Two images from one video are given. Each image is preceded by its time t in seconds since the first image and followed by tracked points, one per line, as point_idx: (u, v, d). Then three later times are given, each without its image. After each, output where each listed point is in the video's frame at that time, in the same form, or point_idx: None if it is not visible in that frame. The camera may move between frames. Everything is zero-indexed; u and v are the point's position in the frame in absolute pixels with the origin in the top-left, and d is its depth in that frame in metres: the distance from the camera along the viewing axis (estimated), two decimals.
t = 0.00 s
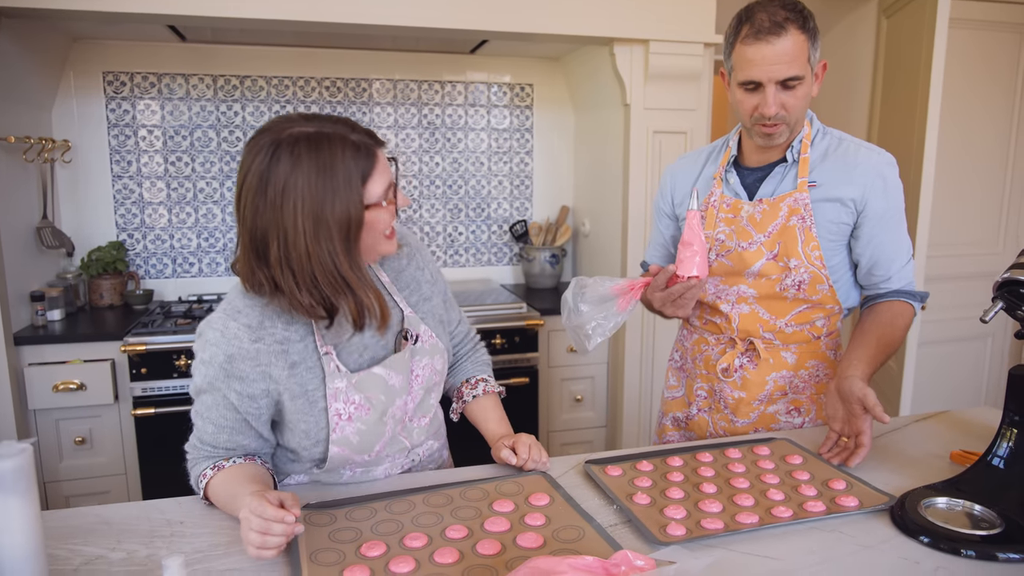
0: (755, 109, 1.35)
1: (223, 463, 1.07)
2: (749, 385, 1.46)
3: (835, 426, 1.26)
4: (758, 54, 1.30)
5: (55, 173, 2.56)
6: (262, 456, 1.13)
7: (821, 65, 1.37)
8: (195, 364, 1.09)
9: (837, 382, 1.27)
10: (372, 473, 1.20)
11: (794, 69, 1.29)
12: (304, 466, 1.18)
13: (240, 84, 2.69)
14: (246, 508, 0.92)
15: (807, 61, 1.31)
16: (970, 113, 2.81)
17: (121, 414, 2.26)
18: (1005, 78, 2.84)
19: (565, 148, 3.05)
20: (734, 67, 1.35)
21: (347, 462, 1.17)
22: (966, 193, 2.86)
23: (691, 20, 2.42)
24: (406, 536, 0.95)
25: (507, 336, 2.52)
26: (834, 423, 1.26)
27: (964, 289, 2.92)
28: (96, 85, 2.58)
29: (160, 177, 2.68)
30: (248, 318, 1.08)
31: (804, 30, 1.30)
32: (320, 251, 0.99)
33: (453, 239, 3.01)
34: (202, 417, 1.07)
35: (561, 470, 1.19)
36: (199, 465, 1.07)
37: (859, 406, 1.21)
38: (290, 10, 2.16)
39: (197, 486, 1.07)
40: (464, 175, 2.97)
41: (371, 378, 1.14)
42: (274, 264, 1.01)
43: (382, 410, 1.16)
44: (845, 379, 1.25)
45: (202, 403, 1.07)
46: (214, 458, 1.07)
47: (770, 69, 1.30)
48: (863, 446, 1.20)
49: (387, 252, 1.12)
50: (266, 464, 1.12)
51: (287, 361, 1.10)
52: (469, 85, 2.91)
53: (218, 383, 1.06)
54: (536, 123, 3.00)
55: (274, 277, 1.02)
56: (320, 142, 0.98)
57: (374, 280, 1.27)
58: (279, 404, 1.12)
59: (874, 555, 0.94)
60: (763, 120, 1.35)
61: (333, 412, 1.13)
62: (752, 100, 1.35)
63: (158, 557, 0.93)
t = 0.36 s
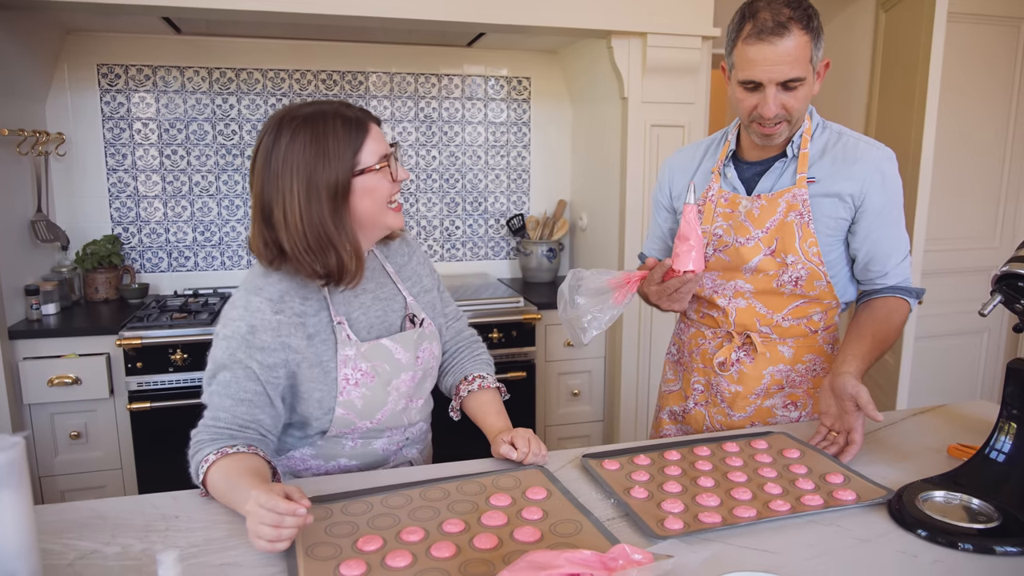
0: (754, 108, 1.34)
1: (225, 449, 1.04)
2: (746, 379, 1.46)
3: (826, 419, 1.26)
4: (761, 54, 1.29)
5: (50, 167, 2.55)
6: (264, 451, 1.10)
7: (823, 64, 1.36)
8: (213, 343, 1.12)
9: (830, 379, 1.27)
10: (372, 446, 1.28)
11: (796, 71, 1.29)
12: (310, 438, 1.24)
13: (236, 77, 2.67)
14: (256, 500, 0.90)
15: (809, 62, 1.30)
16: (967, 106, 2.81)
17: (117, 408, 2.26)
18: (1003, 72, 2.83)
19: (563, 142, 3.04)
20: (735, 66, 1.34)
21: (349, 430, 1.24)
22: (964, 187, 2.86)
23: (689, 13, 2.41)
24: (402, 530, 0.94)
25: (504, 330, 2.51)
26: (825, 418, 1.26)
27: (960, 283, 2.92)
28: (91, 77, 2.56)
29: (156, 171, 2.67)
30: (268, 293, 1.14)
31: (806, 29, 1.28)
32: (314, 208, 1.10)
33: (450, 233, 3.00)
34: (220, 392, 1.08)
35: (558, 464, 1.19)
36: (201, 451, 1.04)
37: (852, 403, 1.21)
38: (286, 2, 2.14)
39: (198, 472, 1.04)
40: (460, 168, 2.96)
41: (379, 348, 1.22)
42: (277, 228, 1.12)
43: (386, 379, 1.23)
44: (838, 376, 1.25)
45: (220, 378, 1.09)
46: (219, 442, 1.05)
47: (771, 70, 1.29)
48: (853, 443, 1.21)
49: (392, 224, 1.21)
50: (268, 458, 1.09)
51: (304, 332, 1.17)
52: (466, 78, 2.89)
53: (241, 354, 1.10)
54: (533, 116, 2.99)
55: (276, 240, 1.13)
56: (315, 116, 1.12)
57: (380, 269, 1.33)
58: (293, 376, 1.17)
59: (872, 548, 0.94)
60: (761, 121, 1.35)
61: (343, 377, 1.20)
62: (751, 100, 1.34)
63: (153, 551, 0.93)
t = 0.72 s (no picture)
0: (748, 112, 1.34)
1: (218, 450, 1.02)
2: (740, 381, 1.45)
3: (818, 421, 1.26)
4: (755, 60, 1.28)
5: (38, 167, 2.52)
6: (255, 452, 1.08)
7: (818, 66, 1.36)
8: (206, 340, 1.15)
9: (823, 381, 1.27)
10: (349, 439, 1.28)
11: (790, 77, 1.28)
12: (289, 428, 1.27)
13: (227, 77, 2.66)
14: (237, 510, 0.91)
15: (804, 66, 1.30)
16: (958, 108, 2.82)
17: (106, 410, 2.24)
18: (993, 74, 2.85)
19: (556, 142, 3.03)
20: (730, 70, 1.34)
21: (323, 419, 1.26)
22: (955, 189, 2.87)
23: (682, 14, 2.41)
24: (394, 534, 0.93)
25: (497, 331, 2.50)
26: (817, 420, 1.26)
27: (952, 284, 2.93)
28: (80, 77, 2.54)
29: (146, 171, 2.65)
30: (252, 285, 1.17)
31: (800, 34, 1.28)
32: (289, 190, 1.17)
33: (442, 234, 2.99)
34: (212, 384, 1.10)
35: (551, 467, 1.18)
36: (194, 451, 1.03)
37: (845, 405, 1.21)
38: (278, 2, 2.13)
39: (187, 472, 1.02)
40: (453, 169, 2.95)
41: (352, 339, 1.24)
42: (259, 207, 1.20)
43: (359, 370, 1.24)
44: (830, 377, 1.25)
45: (211, 371, 1.11)
46: (210, 442, 1.03)
47: (766, 76, 1.28)
48: (847, 445, 1.21)
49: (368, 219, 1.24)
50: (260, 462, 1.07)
51: (285, 320, 1.19)
52: (459, 78, 2.89)
53: (228, 343, 1.12)
54: (526, 117, 2.98)
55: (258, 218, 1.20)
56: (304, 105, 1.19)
57: (370, 267, 1.34)
58: (276, 364, 1.19)
59: (865, 551, 0.93)
60: (754, 124, 1.35)
61: (315, 365, 1.21)
62: (745, 104, 1.34)
63: (141, 556, 0.92)
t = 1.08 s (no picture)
0: (751, 114, 1.35)
1: (236, 443, 1.03)
2: (741, 381, 1.45)
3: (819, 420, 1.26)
4: (759, 64, 1.28)
5: (38, 165, 2.52)
6: (269, 450, 1.08)
7: (823, 66, 1.35)
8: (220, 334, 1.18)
9: (823, 383, 1.27)
10: (355, 437, 1.28)
11: (794, 81, 1.28)
12: (296, 425, 1.27)
13: (227, 76, 2.66)
14: (237, 515, 0.90)
15: (808, 69, 1.29)
16: (959, 107, 2.82)
17: (105, 409, 2.23)
18: (994, 73, 2.85)
19: (556, 142, 3.03)
20: (734, 72, 1.33)
21: (329, 414, 1.26)
22: (955, 188, 2.87)
23: (682, 14, 2.40)
24: (392, 533, 0.93)
25: (496, 331, 2.50)
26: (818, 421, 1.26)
27: (951, 284, 2.93)
28: (80, 75, 2.54)
29: (146, 169, 2.65)
30: (262, 278, 1.21)
31: (806, 39, 1.27)
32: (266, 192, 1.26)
33: (442, 233, 2.99)
34: (224, 373, 1.12)
35: (550, 466, 1.18)
36: (213, 440, 1.04)
37: (846, 406, 1.21)
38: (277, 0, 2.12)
39: (201, 460, 1.03)
40: (453, 168, 2.95)
41: (360, 334, 1.25)
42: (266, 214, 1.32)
43: (365, 365, 1.24)
44: (830, 378, 1.25)
45: (223, 362, 1.13)
46: (231, 435, 1.04)
47: (770, 80, 1.28)
48: (847, 446, 1.20)
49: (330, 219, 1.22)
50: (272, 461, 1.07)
51: (293, 312, 1.21)
52: (458, 78, 2.88)
53: (238, 334, 1.15)
54: (526, 116, 2.98)
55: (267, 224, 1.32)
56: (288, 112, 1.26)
57: (386, 266, 1.36)
58: (285, 357, 1.20)
59: (865, 551, 0.93)
60: (757, 126, 1.35)
61: (321, 357, 1.22)
62: (748, 107, 1.34)
63: (139, 555, 0.92)
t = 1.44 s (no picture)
0: (745, 117, 1.35)
1: (219, 455, 1.03)
2: (736, 389, 1.45)
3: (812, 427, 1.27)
4: (755, 64, 1.29)
5: (33, 171, 2.52)
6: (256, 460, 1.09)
7: (816, 75, 1.37)
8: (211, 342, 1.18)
9: (816, 392, 1.27)
10: (352, 454, 1.27)
11: (788, 82, 1.29)
12: (289, 438, 1.27)
13: (222, 82, 2.66)
14: (231, 521, 0.89)
15: (801, 72, 1.31)
16: (951, 117, 2.84)
17: (98, 415, 2.22)
18: (985, 84, 2.87)
19: (551, 149, 3.04)
20: (728, 74, 1.34)
21: (326, 431, 1.25)
22: (948, 198, 2.89)
23: (677, 23, 2.42)
24: (386, 539, 0.93)
25: (491, 338, 2.50)
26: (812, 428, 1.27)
27: (942, 292, 2.95)
28: (75, 81, 2.54)
29: (141, 175, 2.65)
30: (258, 291, 1.20)
31: (800, 40, 1.29)
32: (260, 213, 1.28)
33: (437, 241, 2.99)
34: (212, 388, 1.12)
35: (544, 473, 1.18)
36: (196, 453, 1.04)
37: (839, 414, 1.21)
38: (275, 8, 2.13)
39: (187, 471, 1.03)
40: (449, 175, 2.95)
41: (359, 350, 1.24)
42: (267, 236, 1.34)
43: (363, 382, 1.23)
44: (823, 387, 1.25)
45: (212, 373, 1.13)
46: (214, 447, 1.05)
47: (764, 79, 1.29)
48: (839, 452, 1.22)
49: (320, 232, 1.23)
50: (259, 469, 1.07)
51: (288, 328, 1.20)
52: (454, 85, 2.89)
53: (229, 348, 1.14)
54: (522, 124, 2.99)
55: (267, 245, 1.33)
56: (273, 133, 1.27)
57: (386, 278, 1.36)
58: (279, 373, 1.20)
59: (858, 557, 0.93)
60: (752, 128, 1.35)
61: (319, 374, 1.21)
62: (742, 109, 1.35)
63: (131, 561, 0.91)
